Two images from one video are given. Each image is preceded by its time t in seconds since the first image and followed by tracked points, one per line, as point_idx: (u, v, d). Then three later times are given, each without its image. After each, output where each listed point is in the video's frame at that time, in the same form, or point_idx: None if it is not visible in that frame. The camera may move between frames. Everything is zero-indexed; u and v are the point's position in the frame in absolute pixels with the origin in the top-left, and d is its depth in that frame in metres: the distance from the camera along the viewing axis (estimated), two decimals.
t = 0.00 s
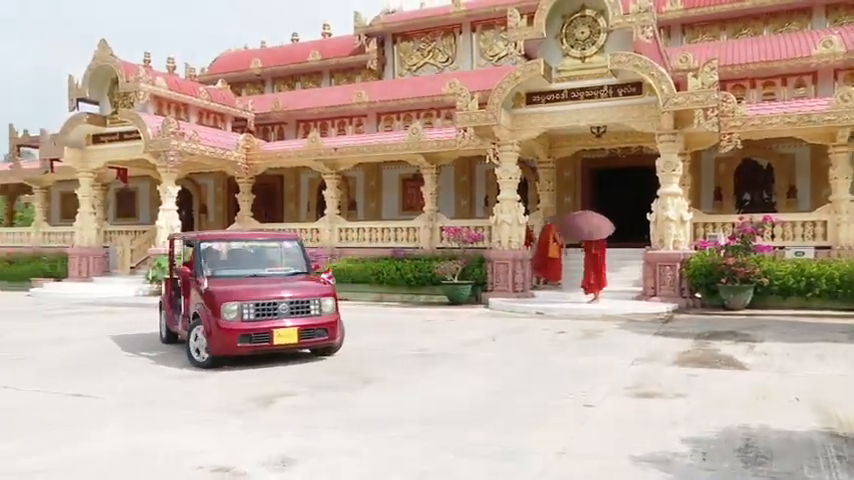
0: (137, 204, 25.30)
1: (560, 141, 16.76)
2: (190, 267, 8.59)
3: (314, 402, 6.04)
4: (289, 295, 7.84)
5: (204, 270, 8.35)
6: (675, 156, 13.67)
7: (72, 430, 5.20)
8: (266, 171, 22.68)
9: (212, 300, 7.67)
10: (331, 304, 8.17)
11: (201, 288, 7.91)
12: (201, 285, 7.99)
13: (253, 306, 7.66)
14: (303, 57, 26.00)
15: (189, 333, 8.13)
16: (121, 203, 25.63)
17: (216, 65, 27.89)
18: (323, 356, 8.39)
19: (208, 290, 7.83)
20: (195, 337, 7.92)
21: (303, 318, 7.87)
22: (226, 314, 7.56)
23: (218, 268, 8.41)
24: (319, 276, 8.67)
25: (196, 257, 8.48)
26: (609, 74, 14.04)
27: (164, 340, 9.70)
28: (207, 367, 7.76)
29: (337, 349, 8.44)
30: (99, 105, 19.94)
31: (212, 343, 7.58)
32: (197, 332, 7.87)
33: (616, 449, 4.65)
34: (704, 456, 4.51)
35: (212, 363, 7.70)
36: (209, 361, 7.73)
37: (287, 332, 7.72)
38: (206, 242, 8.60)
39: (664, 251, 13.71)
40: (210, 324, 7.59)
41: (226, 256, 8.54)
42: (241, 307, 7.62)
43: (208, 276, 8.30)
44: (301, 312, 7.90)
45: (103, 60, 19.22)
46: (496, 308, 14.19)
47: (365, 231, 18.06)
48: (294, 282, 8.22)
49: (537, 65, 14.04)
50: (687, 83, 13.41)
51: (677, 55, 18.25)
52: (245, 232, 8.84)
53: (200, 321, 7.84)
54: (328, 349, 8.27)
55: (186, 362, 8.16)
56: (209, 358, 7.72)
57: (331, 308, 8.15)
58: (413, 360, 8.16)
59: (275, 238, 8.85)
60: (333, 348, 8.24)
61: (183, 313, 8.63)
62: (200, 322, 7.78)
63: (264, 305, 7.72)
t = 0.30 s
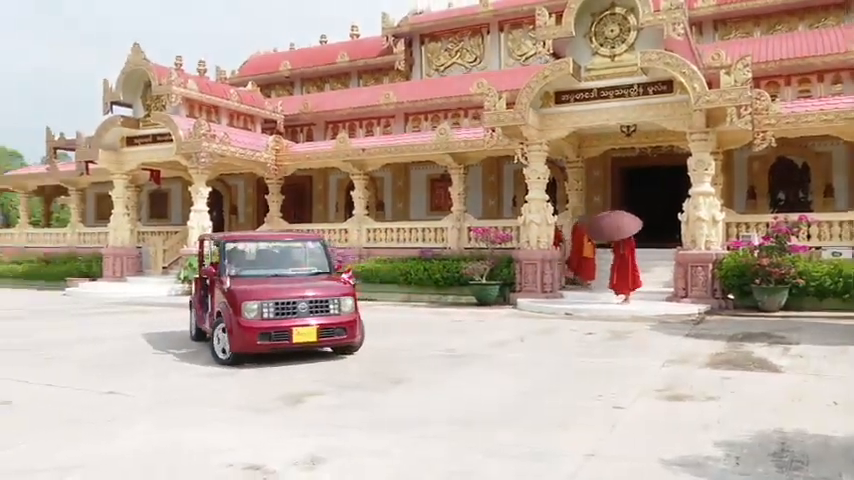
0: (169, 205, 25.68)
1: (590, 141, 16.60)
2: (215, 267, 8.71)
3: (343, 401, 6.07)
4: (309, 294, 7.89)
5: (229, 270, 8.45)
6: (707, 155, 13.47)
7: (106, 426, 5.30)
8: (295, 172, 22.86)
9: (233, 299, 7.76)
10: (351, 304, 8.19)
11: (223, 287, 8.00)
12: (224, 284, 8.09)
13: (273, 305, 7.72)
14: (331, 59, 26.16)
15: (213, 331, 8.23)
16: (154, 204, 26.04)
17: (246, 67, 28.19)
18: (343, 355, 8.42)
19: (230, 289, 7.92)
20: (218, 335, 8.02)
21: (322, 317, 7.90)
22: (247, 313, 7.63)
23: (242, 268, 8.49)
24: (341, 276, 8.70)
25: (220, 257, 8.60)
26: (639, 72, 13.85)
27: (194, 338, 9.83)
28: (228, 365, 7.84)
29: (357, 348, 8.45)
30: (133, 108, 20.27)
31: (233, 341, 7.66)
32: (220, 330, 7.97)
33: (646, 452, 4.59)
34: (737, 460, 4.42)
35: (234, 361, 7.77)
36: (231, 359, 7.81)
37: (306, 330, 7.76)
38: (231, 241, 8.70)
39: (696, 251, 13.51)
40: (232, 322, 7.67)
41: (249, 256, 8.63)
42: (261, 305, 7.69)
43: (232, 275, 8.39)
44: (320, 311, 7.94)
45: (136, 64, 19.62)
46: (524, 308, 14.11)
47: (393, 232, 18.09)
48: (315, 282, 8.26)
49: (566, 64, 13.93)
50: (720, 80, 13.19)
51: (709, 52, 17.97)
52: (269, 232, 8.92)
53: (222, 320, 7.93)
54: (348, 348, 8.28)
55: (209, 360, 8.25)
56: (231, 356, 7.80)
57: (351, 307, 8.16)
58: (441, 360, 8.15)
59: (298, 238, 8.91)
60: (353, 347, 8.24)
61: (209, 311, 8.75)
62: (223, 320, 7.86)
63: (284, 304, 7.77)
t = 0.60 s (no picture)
0: (201, 206, 26.02)
1: (620, 140, 16.41)
2: (243, 267, 8.81)
3: (372, 401, 6.08)
4: (332, 294, 7.92)
5: (256, 269, 8.53)
6: (741, 153, 13.23)
7: (140, 424, 5.38)
8: (325, 173, 23.01)
9: (258, 298, 7.83)
10: (374, 304, 8.20)
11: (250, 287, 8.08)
12: (251, 283, 8.17)
13: (297, 304, 7.77)
14: (359, 60, 26.28)
15: (240, 330, 8.32)
16: (187, 205, 26.42)
17: (276, 69, 28.47)
18: (368, 354, 8.44)
19: (256, 288, 7.99)
20: (245, 334, 8.10)
21: (346, 316, 7.92)
22: (272, 312, 7.69)
23: (269, 268, 8.57)
24: (365, 276, 8.71)
25: (248, 257, 8.69)
26: (671, 70, 13.66)
27: (225, 336, 9.95)
28: (254, 363, 7.91)
29: (381, 348, 8.46)
30: (166, 111, 20.59)
31: (258, 339, 7.73)
32: (246, 329, 8.04)
33: (679, 455, 4.51)
34: (774, 464, 4.33)
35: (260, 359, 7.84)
36: (257, 358, 7.88)
37: (330, 329, 7.79)
38: (259, 242, 8.79)
39: (730, 251, 13.28)
40: (257, 321, 7.74)
41: (276, 256, 8.69)
42: (286, 305, 7.74)
43: (258, 275, 8.48)
44: (344, 310, 7.96)
45: (169, 67, 19.99)
46: (554, 309, 14.00)
47: (422, 232, 18.10)
48: (340, 282, 8.29)
49: (596, 62, 13.80)
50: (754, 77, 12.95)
51: (743, 49, 17.65)
52: (297, 232, 8.99)
53: (248, 318, 8.01)
54: (372, 347, 8.29)
55: (239, 358, 8.33)
56: (256, 354, 7.87)
57: (374, 307, 8.17)
58: (470, 360, 8.12)
59: (325, 239, 8.95)
60: (377, 347, 8.25)
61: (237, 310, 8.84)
62: (248, 319, 7.94)
63: (308, 303, 7.81)
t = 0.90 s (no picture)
0: (236, 207, 26.37)
1: (656, 139, 16.17)
2: (275, 267, 8.90)
3: (405, 401, 6.08)
4: (362, 294, 7.94)
5: (288, 270, 8.60)
6: (782, 152, 12.97)
7: (177, 421, 5.45)
8: (358, 174, 23.12)
9: (290, 298, 7.90)
10: (404, 304, 8.19)
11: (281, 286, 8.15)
12: (282, 283, 8.25)
13: (327, 304, 7.81)
14: (392, 61, 26.36)
15: (273, 329, 8.40)
16: (222, 206, 26.80)
17: (310, 71, 28.71)
18: (397, 354, 8.43)
19: (287, 288, 8.06)
20: (277, 333, 8.17)
21: (375, 316, 7.93)
22: (302, 312, 7.74)
23: (300, 268, 8.63)
24: (396, 277, 8.72)
25: (280, 258, 8.77)
26: (708, 67, 13.43)
27: (258, 335, 10.06)
28: (285, 362, 7.98)
29: (411, 348, 8.44)
30: (202, 113, 20.91)
31: (289, 339, 7.79)
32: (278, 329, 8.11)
33: (717, 460, 4.41)
34: (817, 470, 4.20)
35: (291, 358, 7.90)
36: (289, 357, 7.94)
37: (359, 329, 7.80)
38: (291, 243, 8.87)
39: (769, 252, 13.02)
40: (288, 321, 7.80)
41: (308, 256, 8.75)
42: (316, 305, 7.79)
43: (290, 275, 8.55)
44: (373, 310, 7.96)
45: (205, 71, 20.27)
46: (589, 310, 13.85)
47: (454, 232, 18.08)
48: (370, 282, 8.30)
49: (631, 60, 13.63)
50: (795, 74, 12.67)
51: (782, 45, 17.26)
52: (329, 233, 9.05)
53: (279, 318, 8.08)
54: (402, 347, 8.29)
55: (272, 357, 8.40)
56: (288, 353, 7.94)
57: (404, 307, 8.16)
58: (503, 361, 8.07)
59: (356, 239, 8.99)
60: (406, 347, 8.23)
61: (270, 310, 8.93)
62: (280, 319, 8.01)
63: (338, 303, 7.84)
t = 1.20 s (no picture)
0: (264, 209, 26.59)
1: (685, 139, 15.96)
2: (301, 269, 8.94)
3: (431, 403, 6.06)
4: (386, 295, 7.93)
5: (314, 271, 8.64)
6: (815, 151, 12.71)
7: (207, 420, 5.51)
8: (384, 176, 23.17)
9: (315, 299, 7.93)
10: (428, 305, 8.18)
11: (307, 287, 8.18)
12: (308, 284, 8.29)
13: (352, 305, 7.82)
14: (417, 62, 26.38)
15: (299, 330, 8.45)
16: (250, 208, 27.06)
17: (336, 74, 28.86)
18: (422, 355, 8.42)
19: (313, 289, 8.10)
20: (302, 333, 8.21)
21: (400, 317, 7.92)
22: (328, 312, 7.77)
23: (326, 269, 8.65)
24: (421, 278, 8.70)
25: (306, 259, 8.82)
26: (738, 66, 13.22)
27: (285, 336, 10.12)
28: (311, 362, 8.01)
29: (436, 349, 8.42)
30: (230, 116, 21.14)
31: (315, 339, 7.82)
32: (304, 329, 8.15)
33: (749, 465, 4.32)
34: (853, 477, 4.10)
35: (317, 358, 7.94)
36: (314, 357, 7.98)
37: (384, 330, 7.81)
38: (317, 244, 8.90)
39: (802, 253, 12.77)
40: (313, 322, 7.83)
41: (333, 258, 8.77)
42: (341, 306, 7.81)
43: (316, 276, 8.58)
44: (398, 312, 7.96)
45: (233, 74, 20.51)
46: (616, 312, 13.70)
47: (480, 233, 18.03)
48: (395, 283, 8.30)
49: (659, 60, 13.47)
50: (828, 71, 12.43)
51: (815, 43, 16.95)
52: (354, 235, 9.06)
53: (305, 319, 8.12)
54: (427, 348, 8.27)
55: (299, 358, 8.44)
56: (313, 353, 7.97)
57: (428, 308, 8.15)
58: (530, 363, 8.02)
59: (382, 241, 9.00)
60: (430, 348, 8.22)
61: (297, 311, 8.97)
62: (306, 320, 8.04)
63: (363, 305, 7.85)
